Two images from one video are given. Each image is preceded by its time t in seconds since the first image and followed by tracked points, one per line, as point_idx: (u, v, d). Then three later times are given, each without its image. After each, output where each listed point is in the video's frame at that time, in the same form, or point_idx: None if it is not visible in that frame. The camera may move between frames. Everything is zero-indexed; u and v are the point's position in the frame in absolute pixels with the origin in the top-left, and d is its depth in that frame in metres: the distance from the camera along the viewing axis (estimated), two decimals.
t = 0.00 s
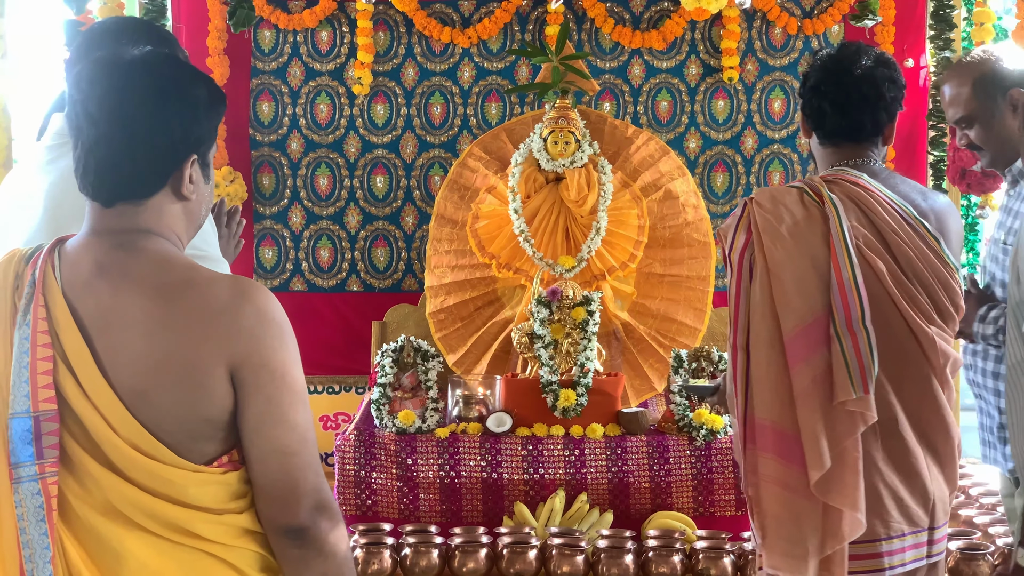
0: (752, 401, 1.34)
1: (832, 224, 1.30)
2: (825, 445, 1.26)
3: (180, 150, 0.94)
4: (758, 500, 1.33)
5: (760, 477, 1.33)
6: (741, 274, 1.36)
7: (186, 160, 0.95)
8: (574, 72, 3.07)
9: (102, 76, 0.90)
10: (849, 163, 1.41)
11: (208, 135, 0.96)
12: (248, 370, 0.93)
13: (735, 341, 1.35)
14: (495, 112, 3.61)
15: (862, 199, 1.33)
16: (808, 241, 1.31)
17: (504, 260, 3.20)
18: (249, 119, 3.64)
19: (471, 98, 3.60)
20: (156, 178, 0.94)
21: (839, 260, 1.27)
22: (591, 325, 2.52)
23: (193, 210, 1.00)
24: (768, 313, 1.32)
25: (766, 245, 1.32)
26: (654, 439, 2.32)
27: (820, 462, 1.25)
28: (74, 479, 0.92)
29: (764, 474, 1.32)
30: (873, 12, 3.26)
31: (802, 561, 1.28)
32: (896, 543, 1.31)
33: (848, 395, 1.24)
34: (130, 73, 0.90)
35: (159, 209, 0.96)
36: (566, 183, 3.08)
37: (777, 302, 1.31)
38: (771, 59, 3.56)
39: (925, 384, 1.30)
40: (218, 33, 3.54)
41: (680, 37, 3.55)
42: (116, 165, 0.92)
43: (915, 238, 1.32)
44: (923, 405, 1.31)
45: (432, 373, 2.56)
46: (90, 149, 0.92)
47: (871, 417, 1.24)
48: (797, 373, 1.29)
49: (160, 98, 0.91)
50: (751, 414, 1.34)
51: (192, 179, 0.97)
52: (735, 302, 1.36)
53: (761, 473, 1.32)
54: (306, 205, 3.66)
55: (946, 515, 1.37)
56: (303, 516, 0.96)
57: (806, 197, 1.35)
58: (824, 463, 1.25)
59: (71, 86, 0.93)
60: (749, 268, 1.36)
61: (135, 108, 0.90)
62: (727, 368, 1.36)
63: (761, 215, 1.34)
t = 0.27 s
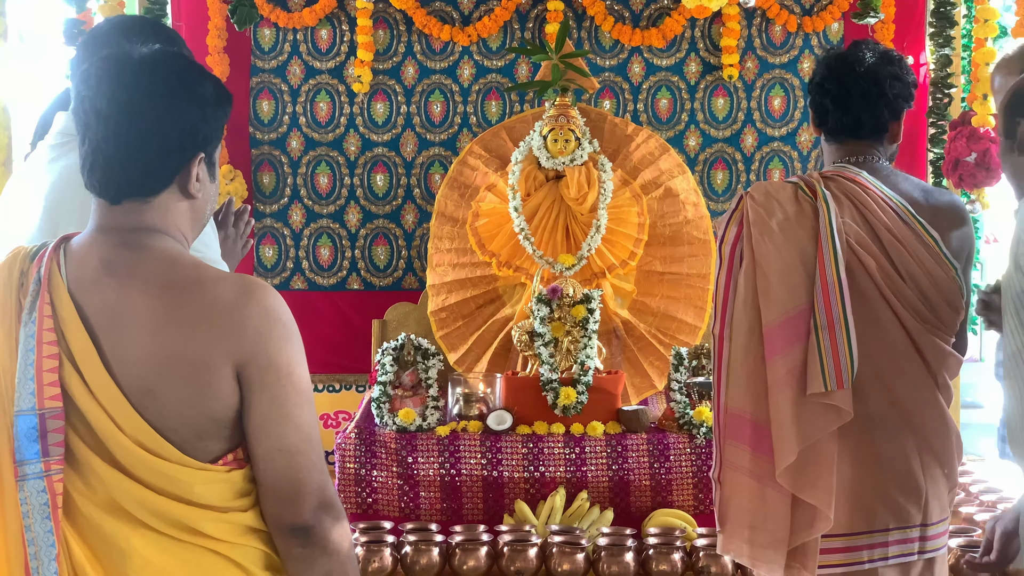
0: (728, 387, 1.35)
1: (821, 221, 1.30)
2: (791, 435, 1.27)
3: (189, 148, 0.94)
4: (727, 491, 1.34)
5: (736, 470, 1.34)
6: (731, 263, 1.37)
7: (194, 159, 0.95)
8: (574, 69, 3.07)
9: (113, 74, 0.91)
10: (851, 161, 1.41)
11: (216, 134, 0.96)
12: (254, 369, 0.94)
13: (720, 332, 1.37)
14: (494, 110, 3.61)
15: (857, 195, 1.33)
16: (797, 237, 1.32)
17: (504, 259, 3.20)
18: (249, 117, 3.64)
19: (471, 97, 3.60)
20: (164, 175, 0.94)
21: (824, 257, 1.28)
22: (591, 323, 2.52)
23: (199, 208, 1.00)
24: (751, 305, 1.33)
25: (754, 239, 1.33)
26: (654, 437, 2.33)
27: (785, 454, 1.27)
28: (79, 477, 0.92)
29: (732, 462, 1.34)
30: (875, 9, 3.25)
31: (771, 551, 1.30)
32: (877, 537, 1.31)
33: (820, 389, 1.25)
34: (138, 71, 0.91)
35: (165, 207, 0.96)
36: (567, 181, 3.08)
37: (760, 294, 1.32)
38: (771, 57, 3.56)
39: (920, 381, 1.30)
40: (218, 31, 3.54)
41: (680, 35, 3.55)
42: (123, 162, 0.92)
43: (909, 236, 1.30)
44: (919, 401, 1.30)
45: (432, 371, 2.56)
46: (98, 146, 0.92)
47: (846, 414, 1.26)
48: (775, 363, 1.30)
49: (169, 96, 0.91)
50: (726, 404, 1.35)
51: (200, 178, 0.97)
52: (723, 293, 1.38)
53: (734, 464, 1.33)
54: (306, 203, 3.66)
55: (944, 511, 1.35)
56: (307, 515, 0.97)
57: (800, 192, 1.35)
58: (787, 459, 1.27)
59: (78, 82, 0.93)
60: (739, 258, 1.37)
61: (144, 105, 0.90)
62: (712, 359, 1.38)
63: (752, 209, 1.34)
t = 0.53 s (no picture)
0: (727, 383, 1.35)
1: (820, 218, 1.31)
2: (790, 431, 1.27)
3: (195, 147, 0.94)
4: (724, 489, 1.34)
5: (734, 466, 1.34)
6: (731, 260, 1.39)
7: (201, 159, 0.96)
8: (573, 69, 3.08)
9: (120, 74, 0.91)
10: (851, 160, 1.42)
11: (221, 134, 0.97)
12: (259, 369, 0.94)
13: (720, 328, 1.38)
14: (494, 110, 3.61)
15: (857, 194, 1.34)
16: (796, 234, 1.33)
17: (503, 258, 3.20)
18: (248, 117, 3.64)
19: (470, 96, 3.60)
20: (171, 175, 0.95)
21: (823, 254, 1.28)
22: (591, 322, 2.53)
23: (204, 208, 1.01)
24: (750, 301, 1.34)
25: (753, 236, 1.34)
26: (654, 436, 2.33)
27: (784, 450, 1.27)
28: (83, 476, 0.93)
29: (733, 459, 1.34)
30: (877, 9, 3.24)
31: (770, 547, 1.30)
32: (879, 533, 1.32)
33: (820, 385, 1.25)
34: (146, 71, 0.91)
35: (171, 207, 0.97)
36: (566, 180, 3.09)
37: (759, 291, 1.33)
38: (770, 56, 3.56)
39: (920, 378, 1.30)
40: (217, 32, 3.55)
41: (679, 34, 3.56)
42: (130, 161, 0.93)
43: (909, 234, 1.31)
44: (919, 398, 1.30)
45: (432, 371, 2.56)
46: (104, 145, 0.92)
47: (846, 411, 1.26)
48: (774, 359, 1.30)
49: (177, 97, 0.92)
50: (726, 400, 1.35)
51: (206, 178, 0.98)
52: (723, 290, 1.39)
53: (733, 461, 1.34)
54: (306, 203, 3.66)
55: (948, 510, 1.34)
56: (311, 515, 0.97)
57: (800, 190, 1.37)
58: (788, 454, 1.26)
59: (85, 81, 0.93)
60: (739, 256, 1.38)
61: (151, 106, 0.91)
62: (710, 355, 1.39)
63: (751, 206, 1.36)
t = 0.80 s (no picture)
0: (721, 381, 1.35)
1: (817, 215, 1.30)
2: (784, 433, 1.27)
3: (201, 145, 0.95)
4: (718, 485, 1.34)
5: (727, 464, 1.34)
6: (727, 257, 1.38)
7: (205, 156, 0.96)
8: (572, 67, 3.07)
9: (126, 71, 0.91)
10: (852, 157, 1.41)
11: (226, 132, 0.97)
12: (262, 367, 0.94)
13: (716, 326, 1.37)
14: (492, 108, 3.61)
15: (854, 192, 1.33)
16: (793, 232, 1.32)
17: (503, 257, 3.22)
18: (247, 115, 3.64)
19: (469, 94, 3.60)
20: (176, 172, 0.95)
21: (819, 252, 1.28)
22: (590, 320, 2.53)
23: (207, 206, 1.01)
24: (745, 300, 1.34)
25: (749, 232, 1.33)
26: (653, 434, 2.33)
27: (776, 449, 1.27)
28: (85, 474, 0.93)
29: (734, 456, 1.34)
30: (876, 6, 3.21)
31: (761, 543, 1.30)
32: (875, 531, 1.31)
33: (813, 383, 1.24)
34: (152, 68, 0.91)
35: (175, 204, 0.97)
36: (565, 178, 3.09)
37: (754, 289, 1.32)
38: (769, 54, 3.56)
39: (915, 378, 1.29)
40: (215, 30, 3.54)
41: (677, 32, 3.56)
42: (137, 158, 0.92)
43: (906, 233, 1.30)
44: (913, 398, 1.30)
45: (431, 369, 2.56)
46: (108, 142, 0.92)
47: (838, 408, 1.25)
48: (768, 358, 1.29)
49: (183, 93, 0.92)
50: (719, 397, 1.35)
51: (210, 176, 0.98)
52: (717, 289, 1.38)
53: (727, 459, 1.34)
54: (305, 201, 3.66)
55: (943, 509, 1.34)
56: (312, 513, 0.97)
57: (797, 187, 1.36)
58: (780, 453, 1.26)
59: (89, 78, 0.92)
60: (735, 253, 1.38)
61: (158, 101, 0.91)
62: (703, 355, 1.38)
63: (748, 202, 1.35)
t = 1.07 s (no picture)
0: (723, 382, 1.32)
1: (815, 213, 1.27)
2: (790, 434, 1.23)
3: (197, 143, 0.94)
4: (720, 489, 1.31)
5: (732, 467, 1.31)
6: (724, 255, 1.35)
7: (202, 154, 0.96)
8: (568, 65, 3.07)
9: (123, 68, 0.90)
10: (845, 154, 1.40)
11: (221, 130, 0.97)
12: (259, 365, 0.93)
13: (711, 325, 1.34)
14: (489, 107, 3.60)
15: (850, 190, 1.31)
16: (791, 230, 1.29)
17: (499, 255, 3.21)
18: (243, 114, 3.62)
19: (466, 93, 3.60)
20: (174, 170, 0.94)
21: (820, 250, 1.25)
22: (586, 319, 2.53)
23: (202, 205, 1.00)
24: (745, 299, 1.31)
25: (748, 230, 1.30)
26: (650, 432, 2.33)
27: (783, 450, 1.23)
28: (80, 473, 0.92)
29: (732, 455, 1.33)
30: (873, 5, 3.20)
31: (768, 545, 1.26)
32: (871, 531, 1.29)
33: (819, 383, 1.22)
34: (150, 66, 0.90)
35: (172, 202, 0.96)
36: (561, 177, 3.08)
37: (754, 288, 1.29)
38: (765, 53, 3.56)
39: (912, 379, 1.28)
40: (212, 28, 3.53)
41: (674, 31, 3.55)
42: (136, 157, 0.92)
43: (901, 231, 1.29)
44: (909, 399, 1.28)
45: (427, 367, 2.54)
46: (104, 140, 0.91)
47: (843, 407, 1.24)
48: (772, 358, 1.27)
49: (182, 92, 0.91)
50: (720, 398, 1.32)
51: (206, 174, 0.98)
52: (715, 289, 1.35)
53: (732, 461, 1.30)
54: (302, 200, 3.65)
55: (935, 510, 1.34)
56: (308, 511, 0.97)
57: (792, 184, 1.33)
58: (787, 453, 1.23)
59: (84, 76, 0.91)
60: (732, 251, 1.35)
61: (158, 100, 0.90)
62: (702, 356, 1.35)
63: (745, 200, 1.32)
